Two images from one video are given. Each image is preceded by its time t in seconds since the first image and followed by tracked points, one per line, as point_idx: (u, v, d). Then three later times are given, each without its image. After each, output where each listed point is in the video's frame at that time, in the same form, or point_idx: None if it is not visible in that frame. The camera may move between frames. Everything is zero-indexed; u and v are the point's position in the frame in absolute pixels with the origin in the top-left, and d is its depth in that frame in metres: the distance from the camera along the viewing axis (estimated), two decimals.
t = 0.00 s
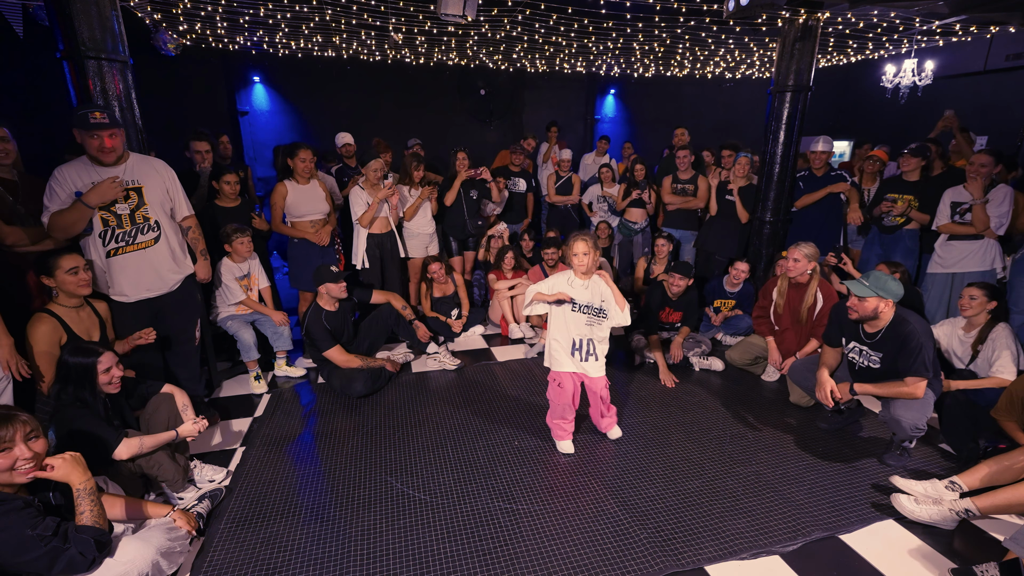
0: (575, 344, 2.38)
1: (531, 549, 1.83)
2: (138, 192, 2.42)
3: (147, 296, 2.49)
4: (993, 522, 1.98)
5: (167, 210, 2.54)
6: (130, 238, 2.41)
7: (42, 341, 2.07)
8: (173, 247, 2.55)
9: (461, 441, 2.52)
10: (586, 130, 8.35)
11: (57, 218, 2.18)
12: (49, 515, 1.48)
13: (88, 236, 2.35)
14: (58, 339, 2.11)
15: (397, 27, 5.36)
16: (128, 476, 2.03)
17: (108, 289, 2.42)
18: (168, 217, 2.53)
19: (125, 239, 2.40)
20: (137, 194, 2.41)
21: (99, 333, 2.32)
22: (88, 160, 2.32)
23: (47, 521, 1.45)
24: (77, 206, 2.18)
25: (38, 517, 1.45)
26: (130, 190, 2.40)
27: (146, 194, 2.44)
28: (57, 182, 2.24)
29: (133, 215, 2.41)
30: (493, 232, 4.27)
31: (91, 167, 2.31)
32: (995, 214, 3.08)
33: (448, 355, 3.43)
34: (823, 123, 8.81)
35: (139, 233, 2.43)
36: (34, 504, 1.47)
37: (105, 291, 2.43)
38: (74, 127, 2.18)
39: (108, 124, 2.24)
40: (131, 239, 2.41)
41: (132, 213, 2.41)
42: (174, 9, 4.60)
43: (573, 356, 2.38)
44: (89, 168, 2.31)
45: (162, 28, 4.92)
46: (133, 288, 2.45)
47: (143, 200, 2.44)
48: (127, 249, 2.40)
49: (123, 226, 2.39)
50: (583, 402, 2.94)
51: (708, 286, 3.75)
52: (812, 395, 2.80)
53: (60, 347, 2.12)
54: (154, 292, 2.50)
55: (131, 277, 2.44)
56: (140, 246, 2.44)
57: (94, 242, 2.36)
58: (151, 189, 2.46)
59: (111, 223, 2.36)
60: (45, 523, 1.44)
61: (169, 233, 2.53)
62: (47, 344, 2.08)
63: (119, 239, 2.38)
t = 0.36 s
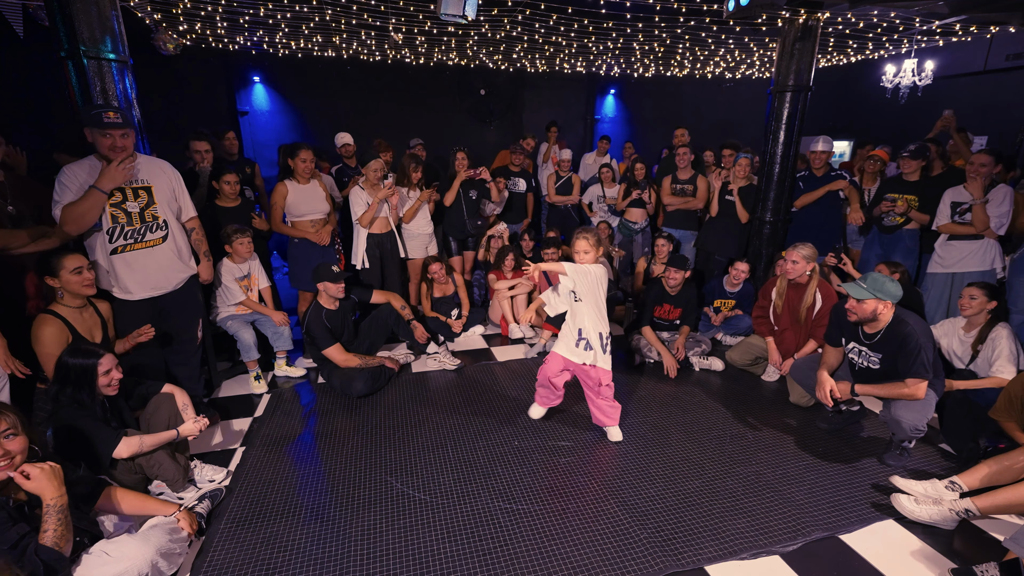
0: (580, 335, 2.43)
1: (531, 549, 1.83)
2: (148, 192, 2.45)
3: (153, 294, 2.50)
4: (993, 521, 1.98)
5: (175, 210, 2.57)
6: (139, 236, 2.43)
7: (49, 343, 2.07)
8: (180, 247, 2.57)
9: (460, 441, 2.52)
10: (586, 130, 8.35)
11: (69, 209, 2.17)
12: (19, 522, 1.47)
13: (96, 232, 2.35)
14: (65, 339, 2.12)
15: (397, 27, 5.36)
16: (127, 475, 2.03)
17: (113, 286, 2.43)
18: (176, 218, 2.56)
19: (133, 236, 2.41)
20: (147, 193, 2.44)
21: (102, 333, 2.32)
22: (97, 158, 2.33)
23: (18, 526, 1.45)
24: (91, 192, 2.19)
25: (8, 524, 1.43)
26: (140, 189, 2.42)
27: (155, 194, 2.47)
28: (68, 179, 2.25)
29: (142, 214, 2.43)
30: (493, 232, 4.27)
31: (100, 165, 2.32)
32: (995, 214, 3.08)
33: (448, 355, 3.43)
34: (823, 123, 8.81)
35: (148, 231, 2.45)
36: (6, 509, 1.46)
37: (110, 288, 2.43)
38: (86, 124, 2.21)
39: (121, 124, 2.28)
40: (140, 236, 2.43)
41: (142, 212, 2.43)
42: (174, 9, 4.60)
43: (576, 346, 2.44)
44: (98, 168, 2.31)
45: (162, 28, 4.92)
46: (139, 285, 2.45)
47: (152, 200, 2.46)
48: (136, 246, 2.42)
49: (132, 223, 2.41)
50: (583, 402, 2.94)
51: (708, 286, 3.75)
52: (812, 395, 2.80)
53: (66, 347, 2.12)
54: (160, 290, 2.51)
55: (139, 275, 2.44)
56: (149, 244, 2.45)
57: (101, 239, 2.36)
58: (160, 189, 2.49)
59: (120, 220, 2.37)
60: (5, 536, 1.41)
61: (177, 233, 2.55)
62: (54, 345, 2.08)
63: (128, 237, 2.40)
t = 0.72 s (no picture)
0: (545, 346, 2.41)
1: (531, 549, 1.83)
2: (154, 192, 2.46)
3: (159, 294, 2.51)
4: (993, 522, 1.98)
5: (179, 210, 2.59)
6: (145, 236, 2.44)
7: (50, 344, 2.07)
8: (185, 247, 2.59)
9: (460, 441, 2.52)
10: (586, 130, 8.35)
11: (81, 208, 2.18)
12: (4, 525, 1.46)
13: (102, 231, 2.35)
14: (66, 340, 2.12)
15: (397, 27, 5.36)
16: (126, 476, 2.02)
17: (118, 286, 2.42)
18: (180, 218, 2.58)
19: (140, 236, 2.42)
20: (153, 193, 2.46)
21: (102, 334, 2.32)
22: (104, 158, 2.33)
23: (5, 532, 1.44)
24: (104, 191, 2.19)
25: None
26: (146, 190, 2.44)
27: (161, 194, 2.49)
28: (74, 178, 2.24)
29: (148, 214, 2.45)
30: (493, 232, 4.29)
31: (106, 166, 2.33)
32: (995, 214, 3.08)
33: (448, 355, 3.43)
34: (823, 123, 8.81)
35: (155, 231, 2.46)
36: None
37: (115, 288, 2.43)
38: (100, 123, 2.23)
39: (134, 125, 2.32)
40: (147, 236, 2.44)
41: (148, 212, 2.44)
42: (174, 9, 4.60)
43: (543, 358, 2.41)
44: (102, 167, 2.31)
45: (162, 28, 4.92)
46: (145, 285, 2.46)
47: (158, 200, 2.48)
48: (143, 245, 2.43)
49: (139, 223, 2.42)
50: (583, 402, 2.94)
51: (708, 286, 3.75)
52: (812, 395, 2.80)
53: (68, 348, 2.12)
54: (166, 290, 2.53)
55: (145, 274, 2.45)
56: (155, 244, 2.47)
57: (107, 238, 2.36)
58: (165, 190, 2.51)
59: (128, 220, 2.38)
60: None
61: (181, 234, 2.58)
62: (55, 346, 2.08)
63: (135, 236, 2.41)
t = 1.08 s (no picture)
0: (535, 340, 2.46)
1: (531, 549, 1.83)
2: (158, 191, 2.46)
3: (162, 292, 2.51)
4: (993, 521, 1.98)
5: (182, 210, 2.59)
6: (149, 235, 2.44)
7: (49, 344, 2.07)
8: (187, 246, 2.59)
9: (460, 440, 2.52)
10: (586, 130, 8.35)
11: (88, 206, 2.17)
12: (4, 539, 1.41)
13: (106, 230, 2.34)
14: (66, 340, 2.11)
15: (397, 27, 5.36)
16: (127, 475, 2.01)
17: (121, 284, 2.43)
18: (183, 217, 2.58)
19: (144, 235, 2.42)
20: (157, 193, 2.46)
21: (103, 334, 2.32)
22: (108, 158, 2.33)
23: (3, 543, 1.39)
24: (110, 190, 2.20)
25: None
26: (149, 189, 2.44)
27: (164, 193, 2.49)
28: (78, 177, 2.24)
29: (152, 213, 2.45)
30: (493, 232, 4.29)
31: (110, 165, 2.32)
32: (996, 214, 3.08)
33: (447, 354, 3.41)
34: (823, 124, 8.81)
35: (158, 231, 2.46)
36: None
37: (118, 286, 2.43)
38: (103, 124, 2.21)
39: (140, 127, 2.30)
40: (150, 235, 2.44)
41: (152, 211, 2.44)
42: (174, 9, 4.60)
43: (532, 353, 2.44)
44: (105, 166, 2.31)
45: (162, 28, 4.93)
46: (148, 283, 2.46)
47: (162, 200, 2.48)
48: (147, 244, 2.43)
49: (143, 223, 2.42)
50: (583, 402, 2.94)
51: (708, 286, 3.75)
52: (812, 395, 2.80)
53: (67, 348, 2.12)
54: (169, 288, 2.53)
55: (148, 273, 2.45)
56: (158, 243, 2.47)
57: (111, 237, 2.36)
58: (168, 189, 2.51)
59: (132, 219, 2.38)
60: None
61: (184, 233, 2.58)
62: (55, 346, 2.08)
63: (139, 236, 2.41)
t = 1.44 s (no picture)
0: (523, 328, 2.54)
1: (531, 549, 1.83)
2: (159, 192, 2.46)
3: (162, 293, 2.51)
4: (993, 521, 1.98)
5: (183, 210, 2.59)
6: (150, 235, 2.44)
7: (48, 345, 2.07)
8: (188, 247, 2.60)
9: (460, 440, 2.52)
10: (586, 130, 8.35)
11: (90, 206, 2.17)
12: None
13: (107, 230, 2.34)
14: (65, 341, 2.11)
15: (397, 27, 5.36)
16: (127, 477, 2.01)
17: (120, 285, 2.42)
18: (184, 218, 2.58)
19: (145, 236, 2.42)
20: (158, 193, 2.46)
21: (104, 335, 2.31)
22: (109, 158, 2.33)
23: None
24: (111, 190, 2.19)
25: None
26: (150, 189, 2.44)
27: (165, 194, 2.49)
28: (79, 178, 2.23)
29: (153, 214, 2.45)
30: (493, 232, 4.29)
31: (111, 166, 2.32)
32: (996, 214, 3.08)
33: (447, 355, 3.43)
34: (823, 124, 8.82)
35: (159, 231, 2.47)
36: None
37: (118, 287, 2.43)
38: (105, 126, 2.22)
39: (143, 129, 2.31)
40: (151, 235, 2.44)
41: (153, 212, 2.45)
42: (174, 9, 4.60)
43: (520, 341, 2.54)
44: (106, 167, 2.31)
45: (162, 28, 4.93)
46: (149, 284, 2.46)
47: (162, 200, 2.48)
48: (148, 245, 2.43)
49: (144, 223, 2.42)
50: (582, 401, 2.94)
51: (708, 286, 3.75)
52: (812, 395, 2.80)
53: (67, 348, 2.11)
54: (170, 289, 2.53)
55: (149, 274, 2.45)
56: (159, 243, 2.47)
57: (112, 238, 2.35)
58: (169, 190, 2.52)
59: (134, 220, 2.38)
60: None
61: (184, 234, 2.58)
62: (54, 347, 2.08)
63: (140, 236, 2.41)
